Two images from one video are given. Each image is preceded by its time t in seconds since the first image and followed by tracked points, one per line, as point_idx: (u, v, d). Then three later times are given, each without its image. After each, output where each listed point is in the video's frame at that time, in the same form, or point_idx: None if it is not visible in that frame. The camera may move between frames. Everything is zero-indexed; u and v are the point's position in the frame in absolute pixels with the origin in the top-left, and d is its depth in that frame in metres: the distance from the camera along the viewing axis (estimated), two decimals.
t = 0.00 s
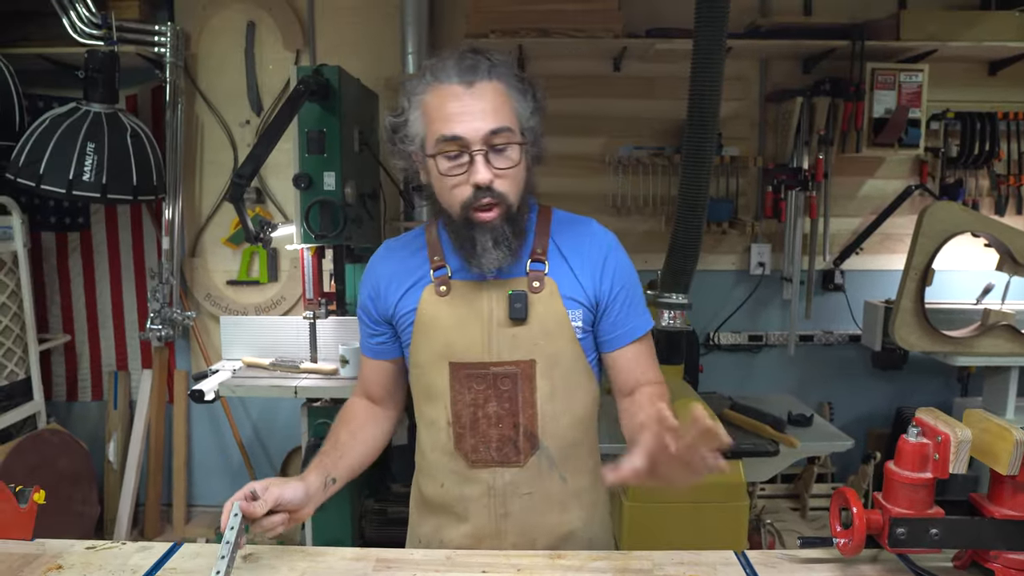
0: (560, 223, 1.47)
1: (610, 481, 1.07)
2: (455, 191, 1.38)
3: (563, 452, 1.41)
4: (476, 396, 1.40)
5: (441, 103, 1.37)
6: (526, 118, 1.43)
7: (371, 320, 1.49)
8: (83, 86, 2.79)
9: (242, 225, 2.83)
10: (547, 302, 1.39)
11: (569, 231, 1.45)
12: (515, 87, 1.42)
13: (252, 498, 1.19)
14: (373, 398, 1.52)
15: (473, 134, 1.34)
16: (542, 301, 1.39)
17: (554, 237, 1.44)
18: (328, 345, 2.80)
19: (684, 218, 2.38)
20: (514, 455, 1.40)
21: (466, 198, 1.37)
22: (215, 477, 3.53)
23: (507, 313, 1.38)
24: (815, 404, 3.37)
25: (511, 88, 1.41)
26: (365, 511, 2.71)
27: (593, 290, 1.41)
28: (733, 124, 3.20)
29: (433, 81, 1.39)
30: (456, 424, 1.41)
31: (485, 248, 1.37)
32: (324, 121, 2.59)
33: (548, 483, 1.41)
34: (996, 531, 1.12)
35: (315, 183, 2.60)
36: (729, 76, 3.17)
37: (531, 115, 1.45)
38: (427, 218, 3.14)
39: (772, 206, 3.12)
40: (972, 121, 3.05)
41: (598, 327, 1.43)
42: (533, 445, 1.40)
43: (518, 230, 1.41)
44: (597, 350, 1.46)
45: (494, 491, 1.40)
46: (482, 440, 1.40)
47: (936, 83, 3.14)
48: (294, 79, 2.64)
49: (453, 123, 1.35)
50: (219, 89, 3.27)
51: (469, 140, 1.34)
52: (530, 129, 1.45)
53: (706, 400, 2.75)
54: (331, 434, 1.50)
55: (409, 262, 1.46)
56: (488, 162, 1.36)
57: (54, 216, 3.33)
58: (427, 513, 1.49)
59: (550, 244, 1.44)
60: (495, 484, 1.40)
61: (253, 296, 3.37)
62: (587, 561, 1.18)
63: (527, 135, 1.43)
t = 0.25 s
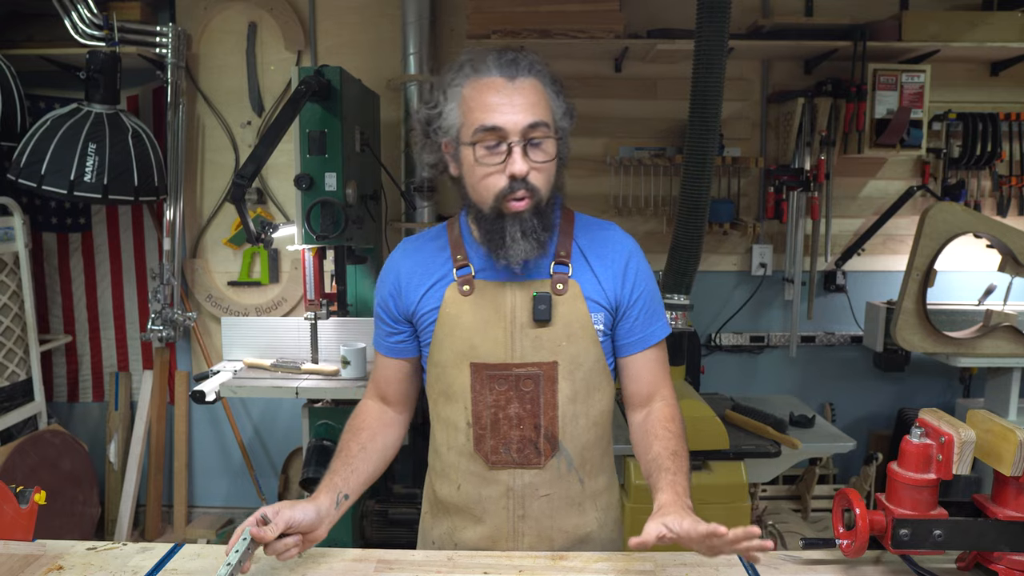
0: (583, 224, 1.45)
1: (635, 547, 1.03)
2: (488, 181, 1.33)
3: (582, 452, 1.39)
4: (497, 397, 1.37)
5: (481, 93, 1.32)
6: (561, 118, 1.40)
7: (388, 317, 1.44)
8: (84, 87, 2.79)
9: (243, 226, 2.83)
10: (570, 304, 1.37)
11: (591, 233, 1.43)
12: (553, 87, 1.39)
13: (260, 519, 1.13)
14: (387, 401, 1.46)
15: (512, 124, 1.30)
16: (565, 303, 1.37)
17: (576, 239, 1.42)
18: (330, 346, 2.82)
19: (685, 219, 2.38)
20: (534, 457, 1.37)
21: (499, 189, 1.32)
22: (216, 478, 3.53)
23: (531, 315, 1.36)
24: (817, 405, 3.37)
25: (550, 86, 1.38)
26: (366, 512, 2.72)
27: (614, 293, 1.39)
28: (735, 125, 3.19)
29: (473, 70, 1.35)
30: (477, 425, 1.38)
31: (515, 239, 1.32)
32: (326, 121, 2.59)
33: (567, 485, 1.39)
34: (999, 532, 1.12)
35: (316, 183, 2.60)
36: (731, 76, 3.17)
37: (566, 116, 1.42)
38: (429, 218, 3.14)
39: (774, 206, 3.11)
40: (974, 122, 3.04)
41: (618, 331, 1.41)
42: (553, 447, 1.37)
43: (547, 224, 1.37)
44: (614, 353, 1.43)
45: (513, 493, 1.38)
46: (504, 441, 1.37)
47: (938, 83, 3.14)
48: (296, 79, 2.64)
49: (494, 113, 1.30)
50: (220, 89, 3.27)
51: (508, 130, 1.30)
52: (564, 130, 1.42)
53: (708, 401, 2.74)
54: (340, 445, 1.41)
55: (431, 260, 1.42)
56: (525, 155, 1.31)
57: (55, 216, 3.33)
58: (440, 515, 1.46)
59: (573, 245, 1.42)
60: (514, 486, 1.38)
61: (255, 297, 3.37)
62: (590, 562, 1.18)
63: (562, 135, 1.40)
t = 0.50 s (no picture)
0: (596, 227, 1.47)
1: (629, 541, 1.05)
2: (517, 151, 1.40)
3: (590, 454, 1.38)
4: (504, 395, 1.37)
5: (530, 75, 1.43)
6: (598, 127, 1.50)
7: (402, 309, 1.46)
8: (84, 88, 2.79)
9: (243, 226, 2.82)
10: (580, 303, 1.37)
11: (605, 236, 1.45)
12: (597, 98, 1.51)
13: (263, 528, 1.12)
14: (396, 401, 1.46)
15: (553, 107, 1.39)
16: (576, 302, 1.37)
17: (590, 241, 1.44)
18: (330, 347, 2.82)
19: (686, 220, 2.38)
20: (540, 457, 1.36)
21: (526, 162, 1.39)
22: (216, 479, 3.53)
23: (541, 313, 1.36)
24: (818, 406, 3.36)
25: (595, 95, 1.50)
26: (366, 512, 2.73)
27: (626, 295, 1.40)
28: (736, 125, 3.19)
29: (529, 58, 1.47)
30: (484, 424, 1.38)
31: (529, 216, 1.36)
32: (326, 122, 2.58)
33: (574, 486, 1.37)
34: (1000, 533, 1.12)
35: (316, 184, 2.59)
36: (731, 77, 3.16)
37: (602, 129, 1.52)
38: (429, 219, 3.13)
39: (775, 207, 3.11)
40: (975, 122, 3.03)
41: (628, 333, 1.41)
42: (559, 448, 1.36)
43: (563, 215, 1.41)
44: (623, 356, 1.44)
45: (518, 493, 1.37)
46: (510, 440, 1.37)
47: (939, 84, 3.14)
48: (296, 80, 2.64)
49: (537, 94, 1.40)
50: (220, 89, 3.27)
51: (548, 111, 1.39)
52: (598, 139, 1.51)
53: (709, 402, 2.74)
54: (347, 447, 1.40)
55: (443, 256, 1.44)
56: (558, 137, 1.39)
57: (55, 217, 3.33)
58: (445, 516, 1.45)
59: (586, 246, 1.43)
60: (519, 486, 1.37)
61: (255, 298, 3.37)
62: (590, 563, 1.17)
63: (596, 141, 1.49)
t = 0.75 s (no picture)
0: (609, 229, 1.47)
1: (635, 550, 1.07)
2: (530, 154, 1.40)
3: (594, 455, 1.37)
4: (510, 393, 1.37)
5: (546, 78, 1.43)
6: (610, 131, 1.50)
7: (412, 307, 1.46)
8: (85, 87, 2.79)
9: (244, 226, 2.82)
10: (589, 303, 1.37)
11: (616, 237, 1.45)
12: (610, 101, 1.51)
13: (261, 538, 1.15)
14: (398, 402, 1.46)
15: (567, 110, 1.39)
16: (585, 302, 1.37)
17: (600, 241, 1.44)
18: (330, 347, 2.81)
19: (687, 220, 2.37)
20: (544, 456, 1.36)
21: (539, 165, 1.39)
22: (217, 479, 3.52)
23: (549, 312, 1.36)
24: (819, 406, 3.36)
25: (608, 98, 1.50)
26: (366, 513, 2.73)
27: (635, 296, 1.39)
28: (737, 126, 3.19)
29: (543, 61, 1.47)
30: (489, 421, 1.37)
31: (541, 220, 1.35)
32: (327, 122, 2.58)
33: (577, 488, 1.36)
34: (1003, 535, 1.11)
35: (317, 184, 2.59)
36: (732, 77, 3.16)
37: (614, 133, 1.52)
38: (430, 220, 3.13)
39: (775, 207, 3.11)
40: (976, 122, 3.02)
41: (637, 335, 1.40)
42: (564, 447, 1.36)
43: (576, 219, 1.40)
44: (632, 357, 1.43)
45: (521, 492, 1.37)
46: (513, 438, 1.36)
47: (940, 84, 3.13)
48: (296, 80, 2.63)
49: (552, 97, 1.40)
50: (220, 90, 3.27)
51: (562, 114, 1.39)
52: (609, 143, 1.51)
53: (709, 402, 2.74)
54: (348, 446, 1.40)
55: (455, 255, 1.45)
56: (572, 140, 1.39)
57: (56, 217, 3.33)
58: (449, 515, 1.45)
59: (597, 247, 1.43)
60: (522, 484, 1.36)
61: (255, 298, 3.37)
62: (591, 564, 1.17)
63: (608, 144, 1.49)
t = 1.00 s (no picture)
0: (613, 231, 1.47)
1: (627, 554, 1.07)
2: (532, 150, 1.40)
3: (594, 456, 1.37)
4: (510, 394, 1.36)
5: (549, 76, 1.43)
6: (614, 129, 1.50)
7: (416, 306, 1.47)
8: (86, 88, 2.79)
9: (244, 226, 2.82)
10: (592, 305, 1.37)
11: (620, 240, 1.45)
12: (615, 100, 1.51)
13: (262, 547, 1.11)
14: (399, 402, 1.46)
15: (570, 107, 1.39)
16: (587, 303, 1.37)
17: (604, 244, 1.44)
18: (330, 347, 2.82)
19: (687, 221, 2.37)
20: (544, 456, 1.36)
21: (540, 161, 1.39)
22: (217, 479, 3.53)
23: (551, 313, 1.36)
24: (819, 407, 3.36)
25: (612, 97, 1.50)
26: (367, 514, 2.73)
27: (637, 300, 1.39)
28: (737, 126, 3.19)
29: (548, 59, 1.48)
30: (489, 421, 1.37)
31: (540, 215, 1.35)
32: (327, 122, 2.58)
33: (577, 489, 1.36)
34: (1003, 535, 1.11)
35: (318, 184, 2.59)
36: (733, 77, 3.16)
37: (618, 132, 1.52)
38: (430, 220, 3.12)
39: (776, 208, 3.11)
40: (977, 123, 3.02)
41: (639, 338, 1.41)
42: (564, 448, 1.36)
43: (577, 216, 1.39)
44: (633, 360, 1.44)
45: (520, 492, 1.36)
46: (513, 439, 1.36)
47: (941, 85, 3.13)
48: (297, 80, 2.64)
49: (554, 94, 1.40)
50: (221, 90, 3.27)
51: (564, 110, 1.39)
52: (613, 142, 1.51)
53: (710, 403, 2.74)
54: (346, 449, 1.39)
55: (459, 255, 1.45)
56: (574, 136, 1.39)
57: (57, 217, 3.34)
58: (449, 515, 1.45)
59: (600, 249, 1.43)
60: (521, 485, 1.36)
61: (256, 298, 3.37)
62: (591, 565, 1.17)
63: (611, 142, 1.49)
